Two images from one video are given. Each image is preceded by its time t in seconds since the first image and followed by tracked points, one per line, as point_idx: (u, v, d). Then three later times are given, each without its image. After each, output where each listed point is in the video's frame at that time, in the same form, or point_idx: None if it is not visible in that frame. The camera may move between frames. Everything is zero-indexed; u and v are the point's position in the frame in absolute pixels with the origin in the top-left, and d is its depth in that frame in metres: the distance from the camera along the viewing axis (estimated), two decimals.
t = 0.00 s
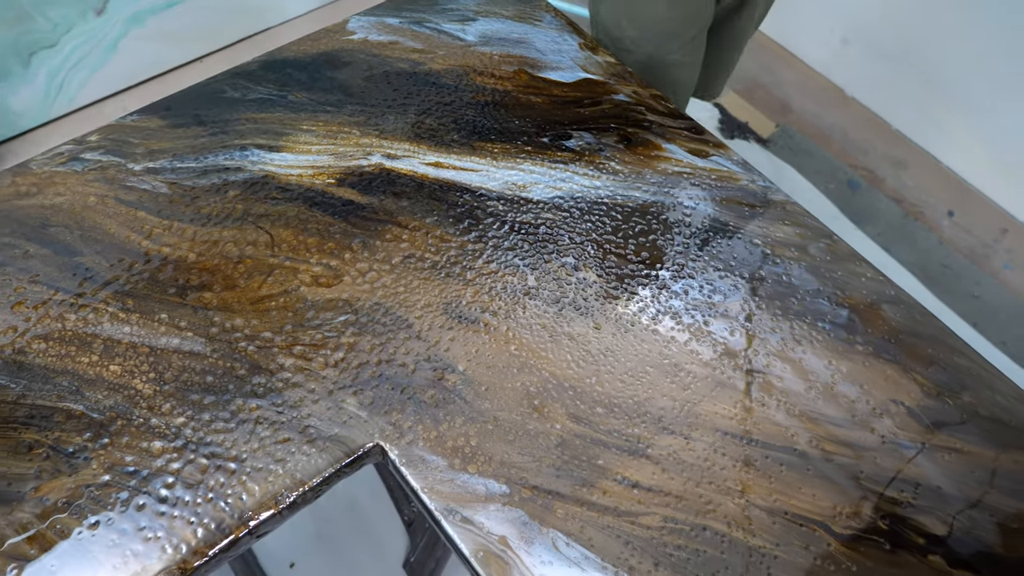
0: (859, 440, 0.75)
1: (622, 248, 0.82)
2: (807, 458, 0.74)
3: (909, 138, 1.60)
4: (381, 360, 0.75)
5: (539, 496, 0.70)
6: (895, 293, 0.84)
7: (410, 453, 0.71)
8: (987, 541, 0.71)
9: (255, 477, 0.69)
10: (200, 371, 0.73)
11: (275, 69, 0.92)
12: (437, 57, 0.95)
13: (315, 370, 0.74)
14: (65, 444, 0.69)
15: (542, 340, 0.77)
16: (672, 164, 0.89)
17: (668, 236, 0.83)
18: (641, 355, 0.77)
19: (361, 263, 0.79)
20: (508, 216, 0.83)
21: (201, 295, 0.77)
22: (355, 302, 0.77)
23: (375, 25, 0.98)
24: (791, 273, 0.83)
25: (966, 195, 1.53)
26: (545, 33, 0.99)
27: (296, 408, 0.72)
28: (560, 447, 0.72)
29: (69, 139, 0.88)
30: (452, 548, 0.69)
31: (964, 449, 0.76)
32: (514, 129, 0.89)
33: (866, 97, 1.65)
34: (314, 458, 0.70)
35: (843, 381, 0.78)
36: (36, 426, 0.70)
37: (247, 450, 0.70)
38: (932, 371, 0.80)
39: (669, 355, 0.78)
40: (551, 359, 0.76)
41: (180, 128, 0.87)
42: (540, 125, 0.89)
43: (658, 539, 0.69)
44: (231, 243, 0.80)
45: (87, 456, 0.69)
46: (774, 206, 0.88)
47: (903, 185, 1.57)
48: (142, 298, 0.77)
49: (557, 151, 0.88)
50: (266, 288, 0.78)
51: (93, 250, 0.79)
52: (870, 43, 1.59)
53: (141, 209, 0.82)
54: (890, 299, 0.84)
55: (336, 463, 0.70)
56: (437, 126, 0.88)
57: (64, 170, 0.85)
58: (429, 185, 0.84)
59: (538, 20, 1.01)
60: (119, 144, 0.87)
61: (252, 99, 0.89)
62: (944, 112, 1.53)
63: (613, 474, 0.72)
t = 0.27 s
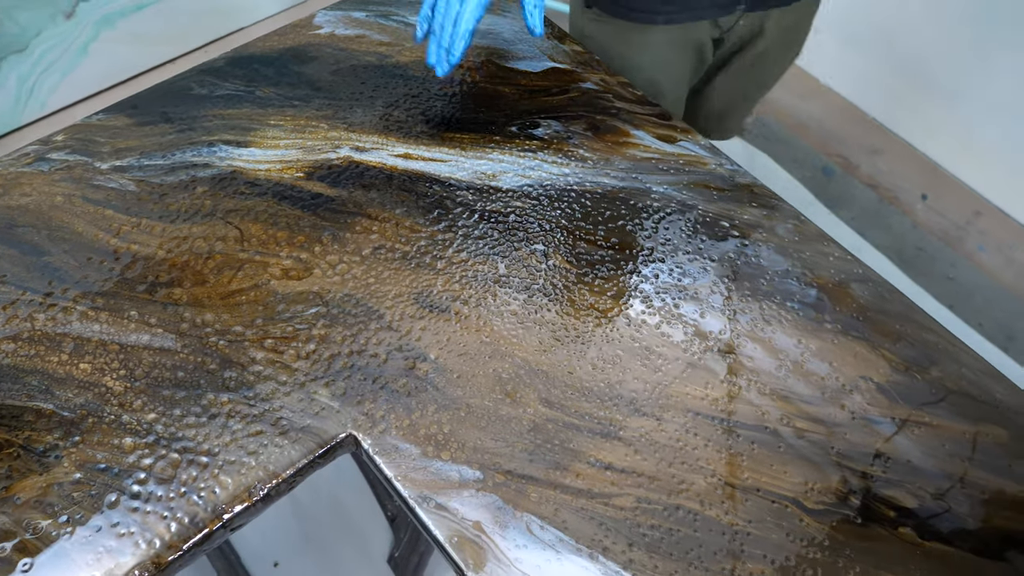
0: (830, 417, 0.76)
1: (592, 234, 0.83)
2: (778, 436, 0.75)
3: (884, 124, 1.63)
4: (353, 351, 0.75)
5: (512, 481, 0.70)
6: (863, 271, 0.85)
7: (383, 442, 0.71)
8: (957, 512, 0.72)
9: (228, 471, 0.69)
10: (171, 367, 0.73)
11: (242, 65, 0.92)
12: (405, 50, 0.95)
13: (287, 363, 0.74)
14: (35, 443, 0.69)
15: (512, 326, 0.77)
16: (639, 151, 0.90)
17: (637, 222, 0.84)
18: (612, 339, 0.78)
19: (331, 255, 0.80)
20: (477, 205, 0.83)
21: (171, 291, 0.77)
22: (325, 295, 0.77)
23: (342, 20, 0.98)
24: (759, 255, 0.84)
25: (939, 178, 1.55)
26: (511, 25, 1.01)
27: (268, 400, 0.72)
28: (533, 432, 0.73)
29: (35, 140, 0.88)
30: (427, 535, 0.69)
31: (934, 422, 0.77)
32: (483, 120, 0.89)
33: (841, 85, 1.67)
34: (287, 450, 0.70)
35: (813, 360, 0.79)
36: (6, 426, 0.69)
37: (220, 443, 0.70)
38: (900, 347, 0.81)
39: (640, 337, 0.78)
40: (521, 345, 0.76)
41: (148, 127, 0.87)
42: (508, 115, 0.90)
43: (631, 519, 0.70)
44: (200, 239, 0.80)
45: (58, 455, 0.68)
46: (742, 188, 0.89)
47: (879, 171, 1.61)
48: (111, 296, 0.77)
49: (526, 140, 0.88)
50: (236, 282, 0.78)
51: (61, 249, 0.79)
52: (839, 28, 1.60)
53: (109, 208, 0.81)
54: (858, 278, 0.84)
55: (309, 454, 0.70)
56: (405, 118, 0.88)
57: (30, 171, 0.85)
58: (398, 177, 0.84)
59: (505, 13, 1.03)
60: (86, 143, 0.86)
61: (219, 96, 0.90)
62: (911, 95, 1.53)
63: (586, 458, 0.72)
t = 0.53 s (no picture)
0: (815, 391, 0.76)
1: (573, 215, 0.83)
2: (763, 411, 0.74)
3: (863, 107, 1.64)
4: (335, 337, 0.74)
5: (498, 462, 0.70)
6: (845, 246, 0.85)
7: (367, 426, 0.70)
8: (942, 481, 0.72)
9: (210, 460, 0.68)
10: (149, 357, 0.72)
11: (217, 55, 0.92)
12: (381, 36, 0.95)
13: (268, 351, 0.73)
14: (13, 437, 0.68)
15: (493, 308, 0.77)
16: (619, 132, 0.90)
17: (618, 201, 0.84)
18: (595, 318, 0.77)
19: (311, 242, 0.79)
20: (457, 188, 0.83)
21: (149, 281, 0.76)
22: (306, 281, 0.77)
23: (318, 8, 0.98)
24: (741, 233, 0.84)
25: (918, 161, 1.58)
26: (488, 10, 1.01)
27: (249, 387, 0.72)
28: (518, 413, 0.72)
29: (8, 134, 0.87)
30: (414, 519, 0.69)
31: (918, 394, 0.77)
32: (462, 104, 0.89)
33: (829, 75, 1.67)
34: (270, 437, 0.70)
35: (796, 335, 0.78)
36: None
37: (201, 432, 0.69)
38: (884, 320, 0.80)
39: (624, 316, 0.78)
40: (503, 326, 0.76)
41: (122, 118, 0.86)
42: (487, 99, 0.90)
43: (619, 497, 0.69)
44: (178, 229, 0.79)
45: (36, 448, 0.67)
46: (722, 166, 0.88)
47: (859, 153, 1.68)
48: (88, 288, 0.76)
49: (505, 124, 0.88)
50: (215, 271, 0.77)
51: (36, 242, 0.78)
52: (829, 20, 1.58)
53: (84, 199, 0.80)
54: (840, 252, 0.84)
55: (292, 441, 0.70)
56: (383, 103, 0.87)
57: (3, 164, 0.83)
58: (377, 162, 0.83)
59: None
60: (59, 136, 0.85)
61: (194, 86, 0.89)
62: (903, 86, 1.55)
63: (572, 437, 0.72)
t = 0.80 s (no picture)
0: (797, 367, 0.75)
1: (552, 197, 0.82)
2: (746, 388, 0.74)
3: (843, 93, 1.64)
4: (313, 324, 0.74)
5: (480, 446, 0.69)
6: (825, 223, 0.84)
7: (346, 413, 0.70)
8: (926, 454, 0.72)
9: (188, 450, 0.67)
10: (124, 349, 0.71)
11: (189, 45, 0.91)
12: (355, 24, 0.94)
13: (245, 340, 0.72)
14: None
15: (472, 293, 0.76)
16: (596, 115, 0.91)
17: (597, 183, 0.84)
18: (576, 299, 0.76)
19: (287, 229, 0.78)
20: (434, 173, 0.82)
21: (123, 273, 0.75)
22: (282, 269, 0.76)
23: None
24: (720, 212, 0.83)
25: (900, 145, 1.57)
26: None
27: (227, 377, 0.71)
28: (500, 395, 0.72)
29: None
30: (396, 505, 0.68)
31: (901, 368, 0.76)
32: (438, 89, 0.88)
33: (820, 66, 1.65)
34: (249, 427, 0.69)
35: (777, 312, 0.78)
36: None
37: (178, 423, 0.68)
38: (865, 296, 0.80)
39: (604, 296, 0.77)
40: (483, 310, 0.75)
41: (93, 110, 0.85)
42: (464, 83, 0.89)
43: (603, 477, 0.69)
44: (151, 219, 0.78)
45: (9, 442, 0.66)
46: (701, 146, 0.88)
47: (840, 139, 1.67)
48: (61, 281, 0.74)
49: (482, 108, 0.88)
50: (190, 261, 0.76)
51: (7, 237, 0.77)
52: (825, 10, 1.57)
53: (56, 192, 0.79)
54: (821, 229, 0.84)
55: (271, 430, 0.69)
56: (358, 90, 0.87)
57: None
58: (352, 149, 0.83)
59: None
60: (30, 129, 0.84)
61: (166, 77, 0.88)
62: (898, 76, 1.54)
63: (555, 419, 0.71)
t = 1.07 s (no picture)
0: (778, 341, 0.74)
1: (527, 176, 0.82)
2: (728, 363, 0.72)
3: (823, 77, 1.65)
4: (285, 308, 0.72)
5: (457, 427, 0.68)
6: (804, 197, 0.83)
7: (319, 397, 0.68)
8: (910, 425, 0.71)
9: (157, 439, 0.65)
10: (90, 337, 0.70)
11: (155, 32, 0.90)
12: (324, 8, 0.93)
13: (215, 326, 0.71)
14: None
15: (446, 273, 0.75)
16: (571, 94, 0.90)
17: (572, 161, 0.83)
18: (552, 277, 0.75)
19: (257, 214, 0.77)
20: (407, 155, 0.81)
21: (89, 261, 0.74)
22: (253, 253, 0.75)
23: None
24: (697, 187, 0.82)
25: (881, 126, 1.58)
26: None
27: (196, 363, 0.69)
28: (476, 375, 0.70)
29: None
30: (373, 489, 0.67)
31: (883, 339, 0.75)
32: (410, 71, 0.87)
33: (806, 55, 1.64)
34: (220, 413, 0.67)
35: (758, 286, 0.77)
36: None
37: (146, 412, 0.67)
38: (846, 268, 0.79)
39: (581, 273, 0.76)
40: (458, 290, 0.74)
41: (58, 98, 0.84)
42: (435, 64, 0.88)
43: (583, 455, 0.68)
44: (119, 207, 0.76)
45: None
46: (677, 122, 0.87)
47: (820, 124, 1.67)
48: (25, 270, 0.73)
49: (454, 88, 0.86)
50: (158, 248, 0.74)
51: None
52: None
53: (20, 181, 0.78)
54: (799, 203, 0.83)
55: (242, 416, 0.67)
56: (328, 73, 0.86)
57: None
58: (323, 132, 0.82)
59: None
60: None
61: (132, 64, 0.87)
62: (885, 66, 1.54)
63: (533, 398, 0.70)
